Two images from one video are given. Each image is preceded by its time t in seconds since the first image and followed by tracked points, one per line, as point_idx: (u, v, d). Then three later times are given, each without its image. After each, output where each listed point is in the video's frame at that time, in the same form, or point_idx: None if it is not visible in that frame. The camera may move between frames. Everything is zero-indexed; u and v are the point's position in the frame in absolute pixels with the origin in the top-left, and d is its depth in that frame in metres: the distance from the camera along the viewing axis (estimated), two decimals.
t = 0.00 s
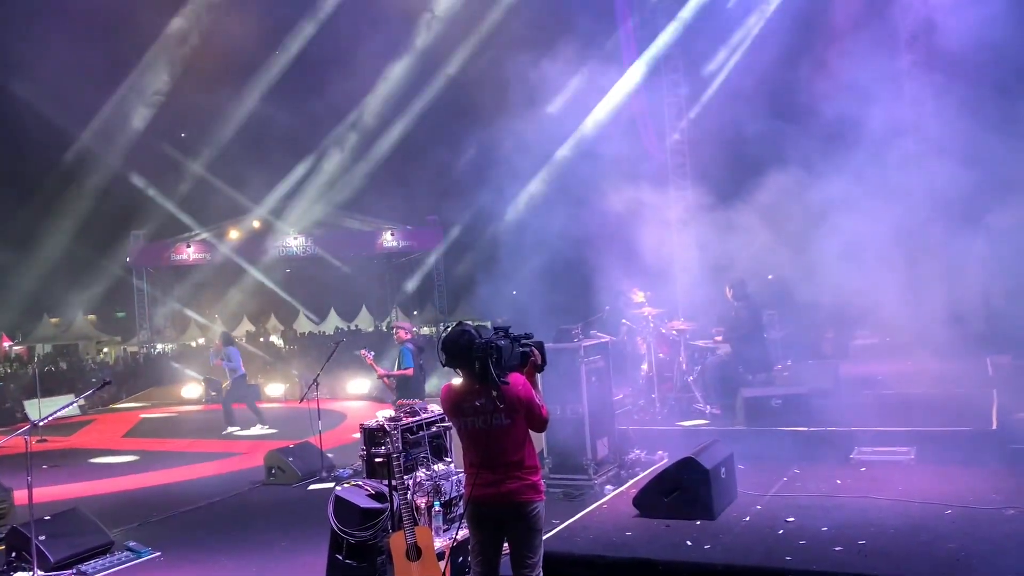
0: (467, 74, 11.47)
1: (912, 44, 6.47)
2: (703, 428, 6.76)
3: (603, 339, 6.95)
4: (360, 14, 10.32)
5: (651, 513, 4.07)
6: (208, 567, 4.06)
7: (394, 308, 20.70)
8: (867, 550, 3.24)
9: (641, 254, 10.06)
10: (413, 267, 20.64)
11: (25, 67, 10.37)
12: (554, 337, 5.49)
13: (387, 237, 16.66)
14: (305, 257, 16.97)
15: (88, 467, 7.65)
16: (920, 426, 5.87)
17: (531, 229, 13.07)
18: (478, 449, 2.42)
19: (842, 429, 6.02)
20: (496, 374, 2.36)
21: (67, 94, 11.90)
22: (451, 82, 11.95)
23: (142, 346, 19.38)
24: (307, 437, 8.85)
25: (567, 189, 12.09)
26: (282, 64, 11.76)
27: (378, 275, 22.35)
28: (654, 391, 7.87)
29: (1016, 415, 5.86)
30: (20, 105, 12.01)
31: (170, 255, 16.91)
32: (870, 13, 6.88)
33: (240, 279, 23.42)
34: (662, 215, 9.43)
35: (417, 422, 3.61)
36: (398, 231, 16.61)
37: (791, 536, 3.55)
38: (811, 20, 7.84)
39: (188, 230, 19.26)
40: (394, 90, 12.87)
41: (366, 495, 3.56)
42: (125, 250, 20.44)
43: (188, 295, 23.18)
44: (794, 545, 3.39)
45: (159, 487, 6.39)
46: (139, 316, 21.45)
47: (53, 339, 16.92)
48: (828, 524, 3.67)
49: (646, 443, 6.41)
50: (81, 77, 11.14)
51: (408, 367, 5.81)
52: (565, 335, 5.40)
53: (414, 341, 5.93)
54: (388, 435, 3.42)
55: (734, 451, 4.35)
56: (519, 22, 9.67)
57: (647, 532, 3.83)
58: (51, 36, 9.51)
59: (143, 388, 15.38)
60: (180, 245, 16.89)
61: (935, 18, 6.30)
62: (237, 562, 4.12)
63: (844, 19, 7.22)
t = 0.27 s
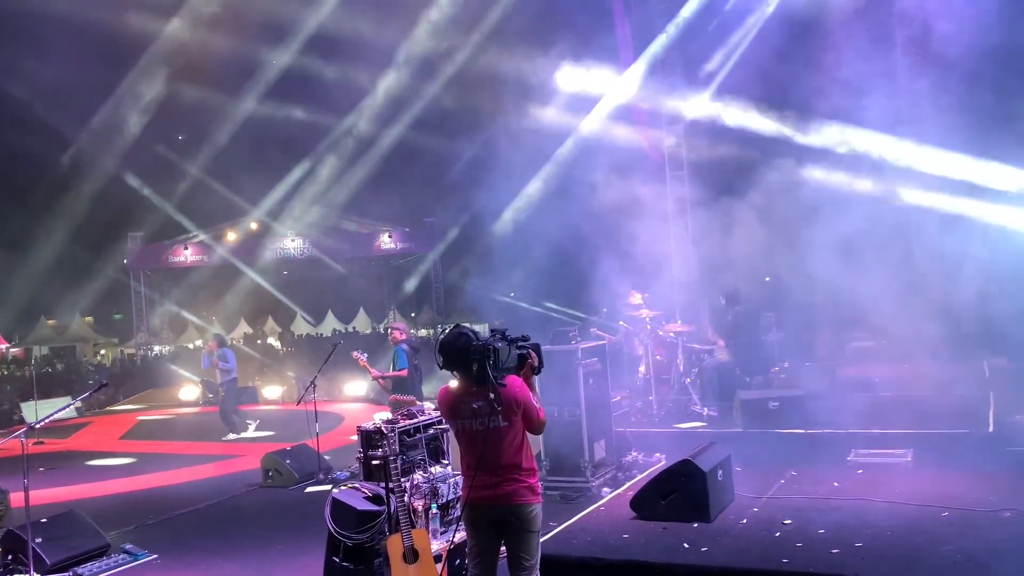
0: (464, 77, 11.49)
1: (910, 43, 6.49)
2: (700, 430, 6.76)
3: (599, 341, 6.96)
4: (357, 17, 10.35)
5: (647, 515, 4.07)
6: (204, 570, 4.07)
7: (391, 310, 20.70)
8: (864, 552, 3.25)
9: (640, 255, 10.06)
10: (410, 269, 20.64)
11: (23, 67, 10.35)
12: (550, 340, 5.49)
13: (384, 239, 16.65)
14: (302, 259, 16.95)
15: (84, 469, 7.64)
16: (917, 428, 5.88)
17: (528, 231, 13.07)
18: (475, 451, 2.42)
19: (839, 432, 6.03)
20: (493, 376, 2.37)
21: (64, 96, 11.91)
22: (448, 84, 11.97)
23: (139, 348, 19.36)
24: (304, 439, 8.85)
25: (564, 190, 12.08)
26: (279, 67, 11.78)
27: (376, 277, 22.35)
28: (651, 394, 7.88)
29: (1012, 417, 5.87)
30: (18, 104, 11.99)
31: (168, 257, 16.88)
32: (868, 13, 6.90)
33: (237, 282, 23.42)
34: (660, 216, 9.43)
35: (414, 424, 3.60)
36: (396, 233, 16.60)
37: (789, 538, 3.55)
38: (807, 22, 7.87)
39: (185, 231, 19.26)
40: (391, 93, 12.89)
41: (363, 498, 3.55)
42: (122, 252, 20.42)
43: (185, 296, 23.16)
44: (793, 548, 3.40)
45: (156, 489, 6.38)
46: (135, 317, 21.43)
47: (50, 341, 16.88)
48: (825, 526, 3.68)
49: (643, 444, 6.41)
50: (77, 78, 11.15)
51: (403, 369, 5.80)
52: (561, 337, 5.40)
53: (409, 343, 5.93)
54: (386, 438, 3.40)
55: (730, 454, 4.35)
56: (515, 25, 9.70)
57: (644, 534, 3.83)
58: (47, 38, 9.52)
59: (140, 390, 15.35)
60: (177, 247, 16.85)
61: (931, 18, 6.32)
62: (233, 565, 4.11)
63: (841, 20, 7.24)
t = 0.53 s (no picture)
0: (463, 78, 11.51)
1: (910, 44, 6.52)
2: (697, 432, 6.77)
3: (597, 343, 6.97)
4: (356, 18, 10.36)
5: (645, 517, 4.07)
6: (201, 571, 4.06)
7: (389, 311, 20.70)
8: (862, 553, 3.25)
9: (637, 255, 10.07)
10: (409, 271, 20.66)
11: (21, 66, 10.33)
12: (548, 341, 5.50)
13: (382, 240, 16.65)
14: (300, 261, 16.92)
15: (81, 471, 7.62)
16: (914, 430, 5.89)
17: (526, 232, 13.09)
18: (472, 453, 2.42)
19: (836, 434, 6.03)
20: (491, 377, 2.36)
21: (63, 96, 11.91)
22: (447, 85, 11.98)
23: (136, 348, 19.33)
24: (302, 441, 8.85)
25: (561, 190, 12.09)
26: (277, 68, 11.79)
27: (374, 279, 22.35)
28: (648, 395, 7.89)
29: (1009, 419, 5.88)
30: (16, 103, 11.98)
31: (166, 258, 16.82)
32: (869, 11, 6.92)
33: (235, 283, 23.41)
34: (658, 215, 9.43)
35: (411, 426, 3.60)
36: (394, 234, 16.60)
37: (787, 540, 3.54)
38: (805, 23, 7.88)
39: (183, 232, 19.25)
40: (389, 94, 12.89)
41: (360, 499, 3.54)
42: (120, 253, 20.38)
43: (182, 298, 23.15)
44: (791, 549, 3.39)
45: (153, 490, 6.36)
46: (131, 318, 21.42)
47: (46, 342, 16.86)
48: (823, 528, 3.67)
49: (640, 446, 6.42)
50: (76, 78, 11.15)
51: (405, 372, 5.79)
52: (560, 339, 5.40)
53: (411, 345, 5.92)
54: (383, 439, 3.39)
55: (728, 455, 4.35)
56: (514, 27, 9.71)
57: (641, 536, 3.83)
58: (46, 38, 9.52)
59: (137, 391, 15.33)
60: (175, 248, 16.76)
61: (929, 20, 6.34)
62: (230, 567, 4.10)
63: (839, 22, 7.27)
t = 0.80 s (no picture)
0: (462, 80, 11.51)
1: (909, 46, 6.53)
2: (695, 433, 6.78)
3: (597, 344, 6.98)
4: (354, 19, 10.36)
5: (643, 518, 4.07)
6: (198, 571, 4.05)
7: (388, 312, 20.71)
8: (859, 555, 3.26)
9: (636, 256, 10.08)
10: (408, 272, 20.68)
11: (19, 66, 10.33)
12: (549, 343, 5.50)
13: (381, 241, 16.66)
14: (299, 261, 16.93)
15: (79, 470, 7.62)
16: (911, 432, 5.90)
17: (525, 233, 13.10)
18: (470, 454, 2.42)
19: (834, 436, 6.03)
20: (489, 378, 2.36)
21: (61, 96, 11.91)
22: (445, 87, 11.98)
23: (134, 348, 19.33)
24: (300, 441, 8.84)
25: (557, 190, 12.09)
26: (276, 69, 11.80)
27: (373, 280, 22.37)
28: (647, 396, 7.90)
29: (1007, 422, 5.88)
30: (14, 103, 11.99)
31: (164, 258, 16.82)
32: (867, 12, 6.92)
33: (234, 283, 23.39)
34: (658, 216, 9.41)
35: (410, 426, 3.60)
36: (393, 235, 16.60)
37: (784, 542, 3.55)
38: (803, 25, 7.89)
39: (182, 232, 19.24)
40: (389, 95, 12.89)
41: (358, 500, 3.54)
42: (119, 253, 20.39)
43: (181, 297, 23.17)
44: (788, 551, 3.40)
45: (151, 490, 6.37)
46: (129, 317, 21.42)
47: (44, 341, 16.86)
48: (820, 530, 3.68)
49: (638, 448, 6.42)
50: (74, 78, 11.15)
51: (411, 373, 5.80)
52: (560, 340, 5.41)
53: (416, 346, 5.92)
54: (381, 440, 3.40)
55: (726, 457, 4.36)
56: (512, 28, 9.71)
57: (639, 537, 3.83)
58: (44, 38, 9.52)
59: (135, 390, 15.33)
60: (174, 248, 16.75)
61: (928, 23, 6.34)
62: (228, 566, 4.11)
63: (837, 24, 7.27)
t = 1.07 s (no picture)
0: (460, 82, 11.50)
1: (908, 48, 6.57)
2: (693, 435, 6.78)
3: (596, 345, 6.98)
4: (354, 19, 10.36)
5: (641, 520, 4.07)
6: (196, 571, 4.05)
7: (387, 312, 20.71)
8: (856, 557, 3.26)
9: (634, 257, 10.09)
10: (406, 272, 20.69)
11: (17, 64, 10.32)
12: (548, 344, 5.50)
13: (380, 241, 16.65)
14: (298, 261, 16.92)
15: (77, 469, 7.61)
16: (909, 435, 5.91)
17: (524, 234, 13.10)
18: (469, 455, 2.42)
19: (831, 438, 6.04)
20: (487, 379, 2.36)
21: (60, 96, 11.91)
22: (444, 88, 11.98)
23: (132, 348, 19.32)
24: (298, 441, 8.83)
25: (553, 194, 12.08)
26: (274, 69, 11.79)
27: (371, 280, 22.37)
28: (645, 397, 7.90)
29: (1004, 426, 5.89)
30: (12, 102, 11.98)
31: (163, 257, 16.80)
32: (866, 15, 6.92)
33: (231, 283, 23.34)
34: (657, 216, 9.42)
35: (408, 427, 3.60)
36: (392, 235, 16.60)
37: (782, 544, 3.55)
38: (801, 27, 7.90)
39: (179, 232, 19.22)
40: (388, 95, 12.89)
41: (355, 500, 3.54)
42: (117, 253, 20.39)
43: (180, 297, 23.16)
44: (786, 553, 3.40)
45: (149, 490, 6.36)
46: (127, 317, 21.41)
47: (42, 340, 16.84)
48: (818, 532, 3.68)
49: (636, 449, 6.42)
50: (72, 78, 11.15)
51: (414, 373, 5.80)
52: (559, 342, 5.40)
53: (421, 346, 5.90)
54: (379, 440, 3.40)
55: (724, 459, 4.35)
56: (511, 30, 9.69)
57: (637, 539, 3.83)
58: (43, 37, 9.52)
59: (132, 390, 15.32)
60: (172, 247, 16.72)
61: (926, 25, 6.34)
62: (225, 566, 4.11)
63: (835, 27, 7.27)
